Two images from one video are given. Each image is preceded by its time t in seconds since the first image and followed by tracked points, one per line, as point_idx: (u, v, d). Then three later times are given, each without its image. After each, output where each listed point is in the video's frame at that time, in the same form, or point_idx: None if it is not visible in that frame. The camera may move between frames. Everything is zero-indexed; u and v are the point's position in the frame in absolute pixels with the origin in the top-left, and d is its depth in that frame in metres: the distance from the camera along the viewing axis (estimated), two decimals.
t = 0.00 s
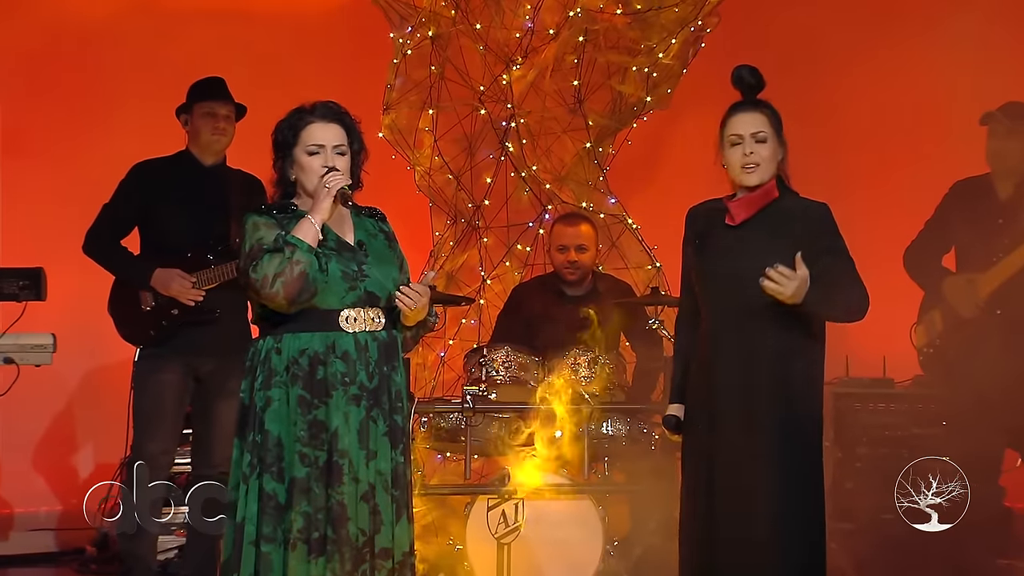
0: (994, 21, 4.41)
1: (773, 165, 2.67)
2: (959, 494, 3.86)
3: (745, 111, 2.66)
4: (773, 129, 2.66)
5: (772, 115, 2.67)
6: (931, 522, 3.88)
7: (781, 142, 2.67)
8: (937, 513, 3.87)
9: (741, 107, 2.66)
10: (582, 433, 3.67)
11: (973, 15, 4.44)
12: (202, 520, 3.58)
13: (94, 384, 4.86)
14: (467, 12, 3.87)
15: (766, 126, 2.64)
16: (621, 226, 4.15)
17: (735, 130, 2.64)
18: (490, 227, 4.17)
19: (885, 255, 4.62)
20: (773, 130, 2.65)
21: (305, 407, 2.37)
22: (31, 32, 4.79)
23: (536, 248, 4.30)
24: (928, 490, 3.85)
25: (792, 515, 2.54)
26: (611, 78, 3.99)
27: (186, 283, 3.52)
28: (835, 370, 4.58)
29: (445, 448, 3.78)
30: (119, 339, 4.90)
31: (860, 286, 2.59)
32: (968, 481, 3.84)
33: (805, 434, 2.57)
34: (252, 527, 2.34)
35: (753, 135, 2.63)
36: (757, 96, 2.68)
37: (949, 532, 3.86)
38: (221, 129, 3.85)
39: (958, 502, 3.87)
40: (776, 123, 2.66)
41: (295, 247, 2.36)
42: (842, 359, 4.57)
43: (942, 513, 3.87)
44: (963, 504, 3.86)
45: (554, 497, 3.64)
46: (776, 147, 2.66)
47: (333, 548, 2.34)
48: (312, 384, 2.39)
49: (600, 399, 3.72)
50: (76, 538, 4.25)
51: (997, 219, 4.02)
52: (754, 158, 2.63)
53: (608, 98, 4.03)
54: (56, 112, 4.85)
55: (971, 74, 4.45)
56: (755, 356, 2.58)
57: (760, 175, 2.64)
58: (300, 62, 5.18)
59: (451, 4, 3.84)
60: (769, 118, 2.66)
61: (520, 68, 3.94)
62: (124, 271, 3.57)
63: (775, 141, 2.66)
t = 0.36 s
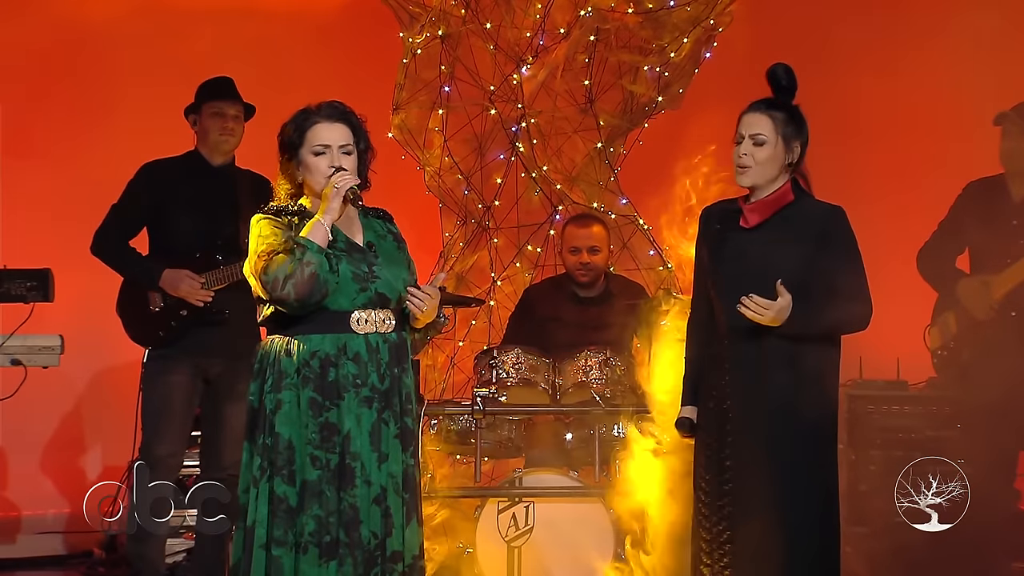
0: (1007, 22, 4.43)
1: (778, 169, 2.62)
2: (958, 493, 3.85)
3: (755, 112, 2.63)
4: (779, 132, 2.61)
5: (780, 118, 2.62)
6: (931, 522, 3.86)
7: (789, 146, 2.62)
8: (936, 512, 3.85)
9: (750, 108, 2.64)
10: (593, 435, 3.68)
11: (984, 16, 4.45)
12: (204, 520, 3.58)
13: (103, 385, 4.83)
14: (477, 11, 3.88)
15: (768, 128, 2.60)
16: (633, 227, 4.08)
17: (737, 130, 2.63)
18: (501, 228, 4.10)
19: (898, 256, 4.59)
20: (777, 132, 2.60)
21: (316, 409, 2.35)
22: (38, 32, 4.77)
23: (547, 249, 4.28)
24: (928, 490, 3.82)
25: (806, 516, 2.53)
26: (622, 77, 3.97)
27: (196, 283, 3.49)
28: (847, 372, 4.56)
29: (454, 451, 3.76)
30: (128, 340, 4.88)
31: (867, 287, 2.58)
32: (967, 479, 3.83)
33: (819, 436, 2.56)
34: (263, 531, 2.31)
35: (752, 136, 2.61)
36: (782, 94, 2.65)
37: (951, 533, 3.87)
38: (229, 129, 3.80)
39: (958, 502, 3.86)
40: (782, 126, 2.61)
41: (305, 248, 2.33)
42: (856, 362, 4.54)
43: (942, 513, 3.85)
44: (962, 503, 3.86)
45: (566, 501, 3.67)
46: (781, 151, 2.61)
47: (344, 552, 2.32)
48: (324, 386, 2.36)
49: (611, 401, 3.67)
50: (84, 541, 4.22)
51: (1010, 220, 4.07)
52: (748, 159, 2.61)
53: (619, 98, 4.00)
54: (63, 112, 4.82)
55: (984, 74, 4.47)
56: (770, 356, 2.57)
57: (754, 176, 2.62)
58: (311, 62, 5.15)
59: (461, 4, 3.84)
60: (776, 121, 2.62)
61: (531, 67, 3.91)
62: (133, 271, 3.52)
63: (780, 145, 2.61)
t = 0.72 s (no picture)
0: None
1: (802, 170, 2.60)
2: (960, 494, 3.71)
3: (776, 112, 2.60)
4: (804, 132, 2.59)
5: (804, 118, 2.60)
6: (931, 522, 3.68)
7: (813, 146, 2.60)
8: (936, 512, 3.68)
9: (772, 108, 2.60)
10: (604, 440, 3.65)
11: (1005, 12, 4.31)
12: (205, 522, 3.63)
13: (110, 388, 4.82)
14: (487, 10, 3.83)
15: (795, 128, 2.58)
16: (645, 229, 4.05)
17: (761, 130, 2.59)
18: (510, 231, 4.02)
19: (911, 257, 4.54)
20: (803, 132, 2.58)
21: (324, 413, 2.31)
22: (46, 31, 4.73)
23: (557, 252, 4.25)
24: (928, 489, 3.70)
25: (824, 520, 2.48)
26: (634, 78, 3.91)
27: (204, 284, 3.44)
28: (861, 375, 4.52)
29: (463, 454, 3.73)
30: (135, 343, 4.86)
31: (885, 285, 2.56)
32: (967, 478, 3.70)
33: (837, 438, 2.52)
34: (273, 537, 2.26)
35: (780, 136, 2.57)
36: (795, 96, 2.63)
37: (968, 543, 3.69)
38: (235, 129, 3.77)
39: (957, 502, 3.71)
40: (807, 126, 2.59)
41: (312, 250, 2.30)
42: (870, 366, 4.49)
43: (942, 513, 3.69)
44: (964, 504, 3.70)
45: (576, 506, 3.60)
46: (806, 151, 2.59)
47: (355, 557, 2.28)
48: (331, 390, 2.31)
49: (624, 406, 3.64)
50: (91, 546, 4.19)
51: None
52: (780, 159, 2.57)
53: (630, 99, 3.94)
54: (71, 112, 4.79)
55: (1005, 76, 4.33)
56: (788, 357, 2.52)
57: (785, 176, 2.57)
58: (318, 62, 5.13)
59: (470, 4, 3.80)
60: (801, 121, 2.60)
61: (542, 67, 3.89)
62: (138, 274, 3.48)
63: (805, 145, 2.59)
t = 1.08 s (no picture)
0: None
1: (822, 170, 2.56)
2: (959, 494, 3.71)
3: (796, 112, 2.55)
4: (825, 132, 2.55)
5: (825, 118, 2.56)
6: (931, 522, 3.68)
7: (834, 146, 2.56)
8: (936, 512, 3.68)
9: (793, 106, 2.56)
10: (615, 444, 3.59)
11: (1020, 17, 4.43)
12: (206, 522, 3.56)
13: (115, 390, 4.77)
14: (497, 9, 3.79)
15: (817, 127, 2.53)
16: (656, 230, 3.98)
17: (784, 128, 2.53)
18: (520, 232, 3.98)
19: (925, 258, 4.49)
20: (825, 132, 2.54)
21: (325, 417, 2.25)
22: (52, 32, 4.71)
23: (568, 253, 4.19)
24: (928, 489, 3.68)
25: (838, 522, 2.43)
26: (646, 78, 3.85)
27: (211, 285, 3.42)
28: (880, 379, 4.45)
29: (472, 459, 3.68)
30: (142, 344, 4.81)
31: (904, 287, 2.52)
32: (967, 479, 3.69)
33: (855, 439, 2.46)
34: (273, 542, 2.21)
35: (802, 134, 2.53)
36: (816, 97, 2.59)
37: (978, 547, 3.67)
38: (242, 127, 3.72)
39: (957, 502, 3.70)
40: (829, 126, 2.56)
41: (325, 250, 2.25)
42: (886, 369, 4.43)
43: (942, 513, 3.68)
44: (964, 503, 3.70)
45: (589, 512, 3.55)
46: (827, 151, 2.55)
47: (356, 562, 2.24)
48: (333, 393, 2.27)
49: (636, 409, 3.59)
50: (97, 550, 4.15)
51: None
52: (800, 157, 2.52)
53: (643, 98, 3.87)
54: (77, 112, 4.76)
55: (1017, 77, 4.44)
56: (804, 357, 2.48)
57: (806, 174, 2.53)
58: (326, 61, 5.08)
59: (481, 3, 3.77)
60: (822, 121, 2.56)
61: (552, 67, 3.85)
62: (146, 274, 3.47)
63: (826, 145, 2.55)
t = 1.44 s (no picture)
0: None
1: (841, 172, 2.49)
2: (960, 494, 3.64)
3: (818, 111, 2.50)
4: (846, 132, 2.49)
5: (846, 118, 2.50)
6: (931, 522, 3.68)
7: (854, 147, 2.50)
8: (936, 512, 3.68)
9: (812, 106, 2.50)
10: (629, 449, 3.55)
11: None
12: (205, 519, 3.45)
13: (123, 393, 4.73)
14: (509, 9, 3.75)
15: (838, 127, 2.47)
16: (670, 232, 3.93)
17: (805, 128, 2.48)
18: (534, 234, 3.94)
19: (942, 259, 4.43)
20: (846, 132, 2.48)
21: (348, 423, 2.23)
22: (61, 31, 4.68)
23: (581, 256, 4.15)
24: (928, 489, 3.70)
25: (859, 531, 2.38)
26: (660, 78, 3.80)
27: (220, 285, 3.35)
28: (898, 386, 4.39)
29: (486, 465, 3.60)
30: (150, 347, 4.78)
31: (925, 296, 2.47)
32: (967, 479, 3.63)
33: (877, 445, 2.41)
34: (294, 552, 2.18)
35: (824, 134, 2.47)
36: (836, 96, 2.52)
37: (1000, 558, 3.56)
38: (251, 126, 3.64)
39: (957, 503, 3.64)
40: (850, 126, 2.49)
41: (362, 258, 2.26)
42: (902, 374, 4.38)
43: (942, 513, 3.67)
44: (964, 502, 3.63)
45: (599, 517, 3.51)
46: (847, 152, 2.48)
47: (375, 569, 2.23)
48: (355, 399, 2.24)
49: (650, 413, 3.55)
50: (105, 556, 4.11)
51: None
52: (821, 158, 2.46)
53: (657, 99, 3.82)
54: (86, 112, 4.72)
55: None
56: (828, 362, 2.43)
57: (826, 176, 2.47)
58: (336, 61, 5.04)
59: (493, 4, 3.73)
60: (843, 121, 2.49)
61: (565, 67, 3.81)
62: (155, 274, 3.41)
63: (846, 146, 2.48)
